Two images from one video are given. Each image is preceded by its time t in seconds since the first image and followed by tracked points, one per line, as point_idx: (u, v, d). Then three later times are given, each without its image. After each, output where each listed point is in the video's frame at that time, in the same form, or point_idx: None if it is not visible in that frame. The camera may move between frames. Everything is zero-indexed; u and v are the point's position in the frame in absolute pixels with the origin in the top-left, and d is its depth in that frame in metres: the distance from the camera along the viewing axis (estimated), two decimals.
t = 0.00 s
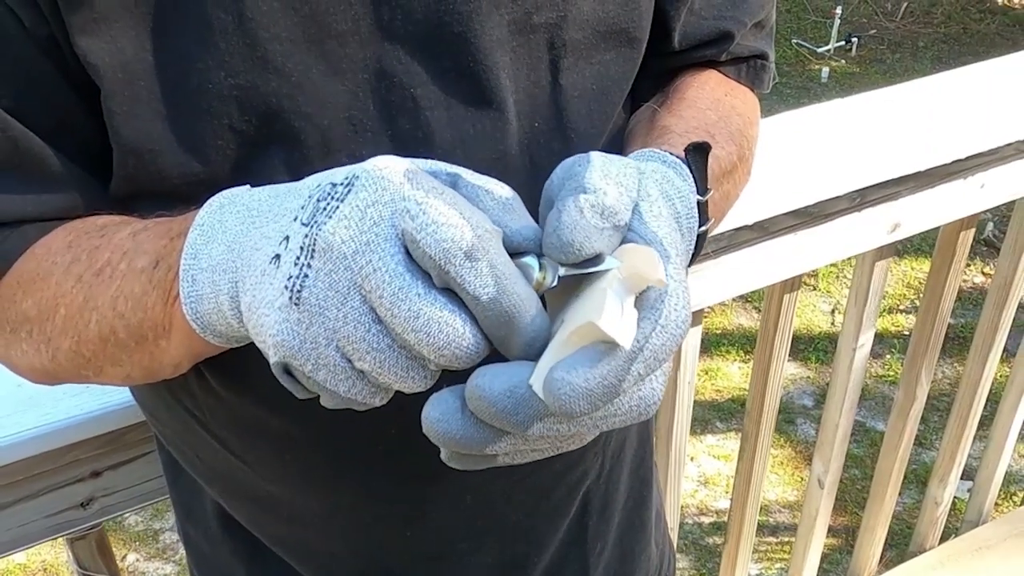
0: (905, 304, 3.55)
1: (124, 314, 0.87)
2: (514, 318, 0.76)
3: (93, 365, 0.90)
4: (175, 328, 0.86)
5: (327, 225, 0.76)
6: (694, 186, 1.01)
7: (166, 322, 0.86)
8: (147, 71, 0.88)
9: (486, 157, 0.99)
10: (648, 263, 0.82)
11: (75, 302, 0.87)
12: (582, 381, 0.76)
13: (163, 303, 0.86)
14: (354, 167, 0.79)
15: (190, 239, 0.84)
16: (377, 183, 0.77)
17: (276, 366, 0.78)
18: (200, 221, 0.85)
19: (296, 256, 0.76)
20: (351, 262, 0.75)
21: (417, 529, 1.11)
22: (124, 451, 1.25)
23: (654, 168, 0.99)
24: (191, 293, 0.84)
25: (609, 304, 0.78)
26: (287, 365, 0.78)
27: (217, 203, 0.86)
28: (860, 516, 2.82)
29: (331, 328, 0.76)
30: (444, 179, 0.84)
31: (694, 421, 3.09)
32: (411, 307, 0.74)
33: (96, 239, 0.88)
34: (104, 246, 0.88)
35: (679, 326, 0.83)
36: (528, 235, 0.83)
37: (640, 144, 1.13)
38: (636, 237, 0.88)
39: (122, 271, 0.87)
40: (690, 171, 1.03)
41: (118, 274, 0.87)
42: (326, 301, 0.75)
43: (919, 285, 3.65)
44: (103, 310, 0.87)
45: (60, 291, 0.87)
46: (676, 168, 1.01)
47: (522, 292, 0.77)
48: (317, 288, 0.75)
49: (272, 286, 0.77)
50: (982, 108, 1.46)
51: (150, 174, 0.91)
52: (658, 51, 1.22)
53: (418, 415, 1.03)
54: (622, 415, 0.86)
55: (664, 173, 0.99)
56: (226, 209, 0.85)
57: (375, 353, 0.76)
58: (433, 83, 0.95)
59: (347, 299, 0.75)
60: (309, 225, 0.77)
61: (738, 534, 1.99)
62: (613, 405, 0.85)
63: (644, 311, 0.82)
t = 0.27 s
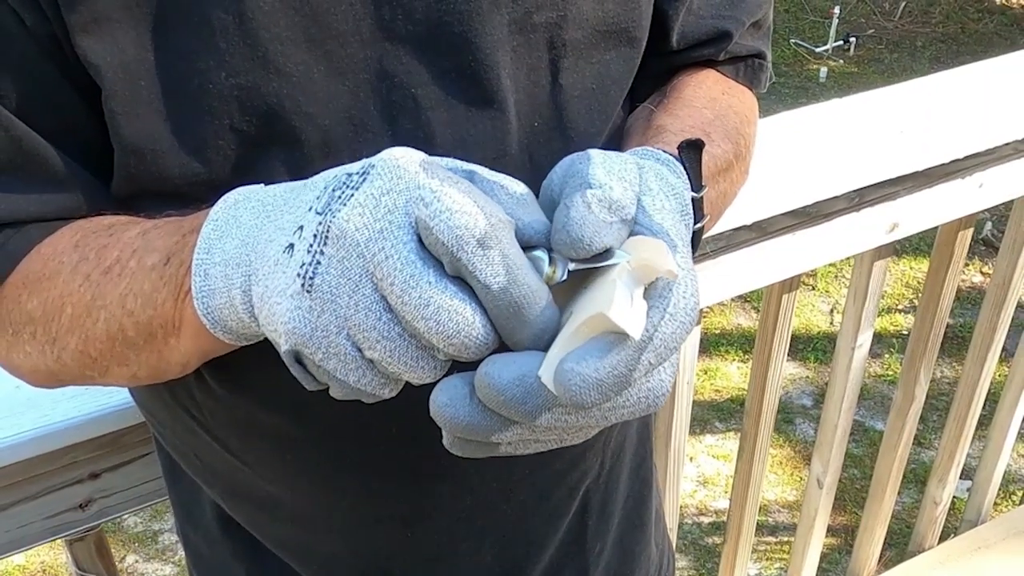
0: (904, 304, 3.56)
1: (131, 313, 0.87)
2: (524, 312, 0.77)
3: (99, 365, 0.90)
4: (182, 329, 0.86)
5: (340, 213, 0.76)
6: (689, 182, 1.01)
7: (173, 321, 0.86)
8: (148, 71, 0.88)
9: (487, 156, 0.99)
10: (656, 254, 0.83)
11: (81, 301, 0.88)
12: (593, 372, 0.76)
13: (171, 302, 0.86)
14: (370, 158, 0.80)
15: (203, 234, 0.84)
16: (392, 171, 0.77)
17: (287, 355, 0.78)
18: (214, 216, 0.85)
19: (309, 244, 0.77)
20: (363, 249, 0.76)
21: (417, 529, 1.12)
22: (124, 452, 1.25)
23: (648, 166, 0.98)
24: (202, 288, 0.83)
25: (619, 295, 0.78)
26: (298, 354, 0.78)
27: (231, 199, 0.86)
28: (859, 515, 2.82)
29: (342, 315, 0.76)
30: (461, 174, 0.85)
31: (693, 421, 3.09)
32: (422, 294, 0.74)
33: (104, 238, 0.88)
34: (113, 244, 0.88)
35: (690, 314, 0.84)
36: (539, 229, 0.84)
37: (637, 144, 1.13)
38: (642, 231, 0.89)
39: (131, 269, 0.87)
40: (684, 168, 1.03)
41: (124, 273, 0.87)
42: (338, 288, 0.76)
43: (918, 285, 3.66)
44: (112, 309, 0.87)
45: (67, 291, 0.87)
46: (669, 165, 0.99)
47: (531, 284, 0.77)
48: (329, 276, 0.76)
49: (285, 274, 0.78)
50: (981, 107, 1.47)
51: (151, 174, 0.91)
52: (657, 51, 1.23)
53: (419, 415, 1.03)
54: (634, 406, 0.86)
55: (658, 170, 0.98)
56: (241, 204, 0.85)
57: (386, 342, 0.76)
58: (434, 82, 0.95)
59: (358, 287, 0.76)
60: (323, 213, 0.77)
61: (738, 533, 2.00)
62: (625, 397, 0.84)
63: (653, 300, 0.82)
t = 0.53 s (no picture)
0: (904, 302, 3.55)
1: (128, 310, 0.87)
2: (525, 311, 0.77)
3: (96, 365, 0.90)
4: (179, 325, 0.86)
5: (341, 204, 0.76)
6: (684, 180, 1.01)
7: (170, 319, 0.86)
8: (144, 71, 0.87)
9: (484, 156, 0.99)
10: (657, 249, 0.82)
11: (79, 299, 0.87)
12: (591, 372, 0.76)
13: (167, 298, 0.86)
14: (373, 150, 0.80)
15: (202, 227, 0.84)
16: (394, 163, 0.77)
17: (282, 347, 0.78)
18: (214, 210, 0.85)
19: (308, 235, 0.77)
20: (362, 241, 0.75)
21: (415, 530, 1.11)
22: (120, 453, 1.25)
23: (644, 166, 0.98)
24: (199, 282, 0.83)
25: (616, 293, 0.78)
26: (293, 346, 0.78)
27: (233, 193, 0.86)
28: (859, 513, 2.82)
29: (339, 307, 0.76)
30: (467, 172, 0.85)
31: (693, 419, 3.09)
32: (420, 288, 0.74)
33: (102, 236, 0.88)
34: (111, 242, 0.88)
35: (690, 309, 0.83)
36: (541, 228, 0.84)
37: (633, 145, 1.13)
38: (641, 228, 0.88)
39: (129, 266, 0.87)
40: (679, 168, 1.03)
41: (121, 271, 0.87)
42: (335, 280, 0.76)
43: (918, 283, 3.66)
44: (109, 306, 0.87)
45: (64, 289, 0.87)
46: (663, 164, 0.99)
47: (530, 281, 0.76)
48: (327, 267, 0.76)
49: (283, 265, 0.78)
50: (979, 107, 1.46)
51: (147, 175, 0.91)
52: (655, 51, 1.22)
53: (416, 416, 1.03)
54: (636, 404, 0.86)
55: (653, 169, 0.98)
56: (241, 198, 0.85)
57: (383, 336, 0.76)
58: (431, 83, 0.95)
59: (356, 279, 0.76)
60: (323, 204, 0.77)
61: (737, 532, 1.99)
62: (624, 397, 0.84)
63: (651, 296, 0.82)
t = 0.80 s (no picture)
0: (904, 299, 3.55)
1: (120, 308, 0.87)
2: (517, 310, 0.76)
3: (88, 364, 0.89)
4: (169, 322, 0.86)
5: (333, 194, 0.76)
6: (681, 179, 1.01)
7: (161, 315, 0.86)
8: (139, 70, 0.87)
9: (481, 156, 0.98)
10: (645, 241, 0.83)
11: (70, 297, 0.87)
12: (586, 363, 0.77)
13: (158, 294, 0.85)
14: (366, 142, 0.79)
15: (195, 221, 0.84)
16: (388, 154, 0.77)
17: (267, 339, 0.77)
18: (207, 203, 0.84)
19: (298, 224, 0.76)
20: (353, 231, 0.75)
21: (411, 531, 1.11)
22: (116, 453, 1.25)
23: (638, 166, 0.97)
24: (190, 276, 0.82)
25: (601, 284, 0.79)
26: (278, 337, 0.77)
27: (227, 187, 0.85)
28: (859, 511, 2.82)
29: (326, 298, 0.75)
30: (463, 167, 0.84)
31: (693, 417, 3.08)
32: (410, 280, 0.74)
33: (96, 234, 0.88)
34: (105, 239, 0.88)
35: (688, 288, 0.84)
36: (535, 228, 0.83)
37: (630, 144, 1.13)
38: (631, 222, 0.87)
39: (122, 262, 0.87)
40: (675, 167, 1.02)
41: (112, 269, 0.87)
42: (324, 270, 0.75)
43: (918, 280, 3.65)
44: (101, 303, 0.87)
45: (56, 287, 0.86)
46: (658, 163, 0.99)
47: (524, 279, 0.76)
48: (316, 257, 0.75)
49: (271, 255, 0.77)
50: (979, 105, 1.46)
51: (141, 175, 0.90)
52: (653, 50, 1.22)
53: (413, 417, 1.03)
54: (649, 394, 0.85)
55: (647, 168, 0.97)
56: (235, 192, 0.85)
57: (370, 330, 0.75)
58: (427, 83, 0.95)
59: (345, 270, 0.75)
60: (314, 194, 0.77)
61: (735, 531, 1.99)
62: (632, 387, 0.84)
63: (643, 281, 0.82)
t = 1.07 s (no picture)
0: (904, 299, 3.55)
1: (104, 317, 0.86)
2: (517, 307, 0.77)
3: (76, 371, 0.89)
4: (156, 334, 0.86)
5: (314, 219, 0.74)
6: (693, 170, 1.01)
7: (146, 327, 0.86)
8: (133, 71, 0.87)
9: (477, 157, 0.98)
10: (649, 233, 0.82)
11: (52, 307, 0.86)
12: (591, 359, 0.76)
13: (143, 305, 0.85)
14: (334, 152, 0.77)
15: (167, 235, 0.83)
16: (363, 169, 0.75)
17: (278, 367, 0.78)
18: (176, 217, 0.83)
19: (285, 253, 0.75)
20: (343, 256, 0.74)
21: (407, 534, 1.11)
22: (111, 456, 1.25)
23: (650, 157, 0.98)
24: (174, 293, 0.82)
25: (611, 277, 0.78)
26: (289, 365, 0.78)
27: (189, 196, 0.84)
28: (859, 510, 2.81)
29: (331, 325, 0.75)
30: (433, 158, 0.83)
31: (692, 416, 3.08)
32: (411, 302, 0.74)
33: (73, 239, 0.87)
34: (82, 246, 0.86)
35: (693, 294, 0.83)
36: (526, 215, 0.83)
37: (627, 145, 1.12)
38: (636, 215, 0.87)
39: (100, 272, 0.86)
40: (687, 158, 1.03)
41: (93, 276, 0.86)
42: (321, 299, 0.75)
43: (917, 279, 3.65)
44: (83, 313, 0.86)
45: (38, 295, 0.86)
46: (671, 155, 1.00)
47: (518, 267, 0.77)
48: (310, 287, 0.75)
49: (264, 286, 0.76)
50: (978, 105, 1.45)
51: (135, 177, 0.90)
52: (651, 51, 1.22)
53: (410, 419, 1.03)
54: (646, 394, 0.85)
55: (659, 160, 0.98)
56: (201, 201, 0.83)
57: (379, 347, 0.76)
58: (422, 84, 0.94)
59: (343, 296, 0.75)
60: (293, 217, 0.75)
61: (734, 531, 1.99)
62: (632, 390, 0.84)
63: (651, 283, 0.81)
